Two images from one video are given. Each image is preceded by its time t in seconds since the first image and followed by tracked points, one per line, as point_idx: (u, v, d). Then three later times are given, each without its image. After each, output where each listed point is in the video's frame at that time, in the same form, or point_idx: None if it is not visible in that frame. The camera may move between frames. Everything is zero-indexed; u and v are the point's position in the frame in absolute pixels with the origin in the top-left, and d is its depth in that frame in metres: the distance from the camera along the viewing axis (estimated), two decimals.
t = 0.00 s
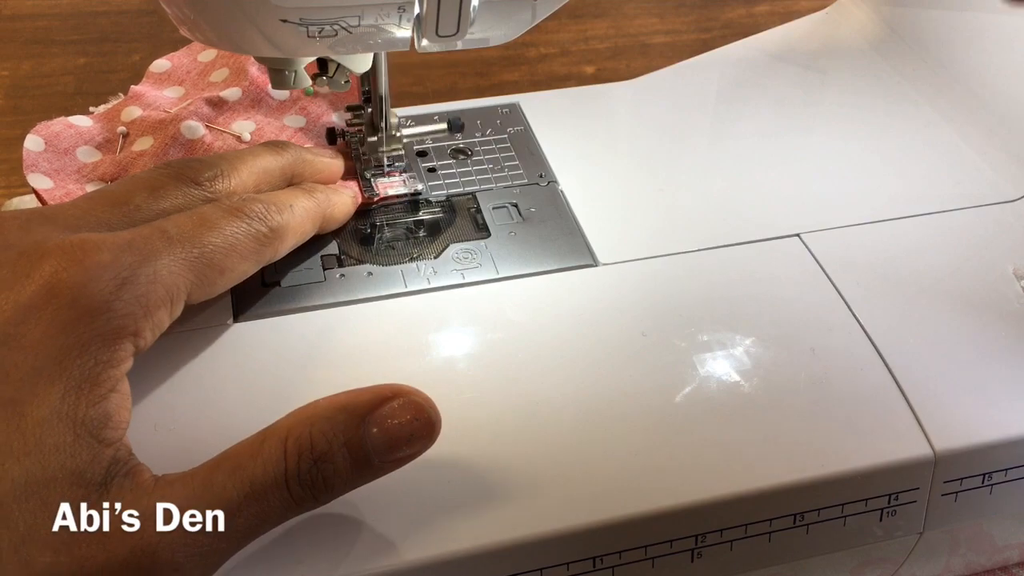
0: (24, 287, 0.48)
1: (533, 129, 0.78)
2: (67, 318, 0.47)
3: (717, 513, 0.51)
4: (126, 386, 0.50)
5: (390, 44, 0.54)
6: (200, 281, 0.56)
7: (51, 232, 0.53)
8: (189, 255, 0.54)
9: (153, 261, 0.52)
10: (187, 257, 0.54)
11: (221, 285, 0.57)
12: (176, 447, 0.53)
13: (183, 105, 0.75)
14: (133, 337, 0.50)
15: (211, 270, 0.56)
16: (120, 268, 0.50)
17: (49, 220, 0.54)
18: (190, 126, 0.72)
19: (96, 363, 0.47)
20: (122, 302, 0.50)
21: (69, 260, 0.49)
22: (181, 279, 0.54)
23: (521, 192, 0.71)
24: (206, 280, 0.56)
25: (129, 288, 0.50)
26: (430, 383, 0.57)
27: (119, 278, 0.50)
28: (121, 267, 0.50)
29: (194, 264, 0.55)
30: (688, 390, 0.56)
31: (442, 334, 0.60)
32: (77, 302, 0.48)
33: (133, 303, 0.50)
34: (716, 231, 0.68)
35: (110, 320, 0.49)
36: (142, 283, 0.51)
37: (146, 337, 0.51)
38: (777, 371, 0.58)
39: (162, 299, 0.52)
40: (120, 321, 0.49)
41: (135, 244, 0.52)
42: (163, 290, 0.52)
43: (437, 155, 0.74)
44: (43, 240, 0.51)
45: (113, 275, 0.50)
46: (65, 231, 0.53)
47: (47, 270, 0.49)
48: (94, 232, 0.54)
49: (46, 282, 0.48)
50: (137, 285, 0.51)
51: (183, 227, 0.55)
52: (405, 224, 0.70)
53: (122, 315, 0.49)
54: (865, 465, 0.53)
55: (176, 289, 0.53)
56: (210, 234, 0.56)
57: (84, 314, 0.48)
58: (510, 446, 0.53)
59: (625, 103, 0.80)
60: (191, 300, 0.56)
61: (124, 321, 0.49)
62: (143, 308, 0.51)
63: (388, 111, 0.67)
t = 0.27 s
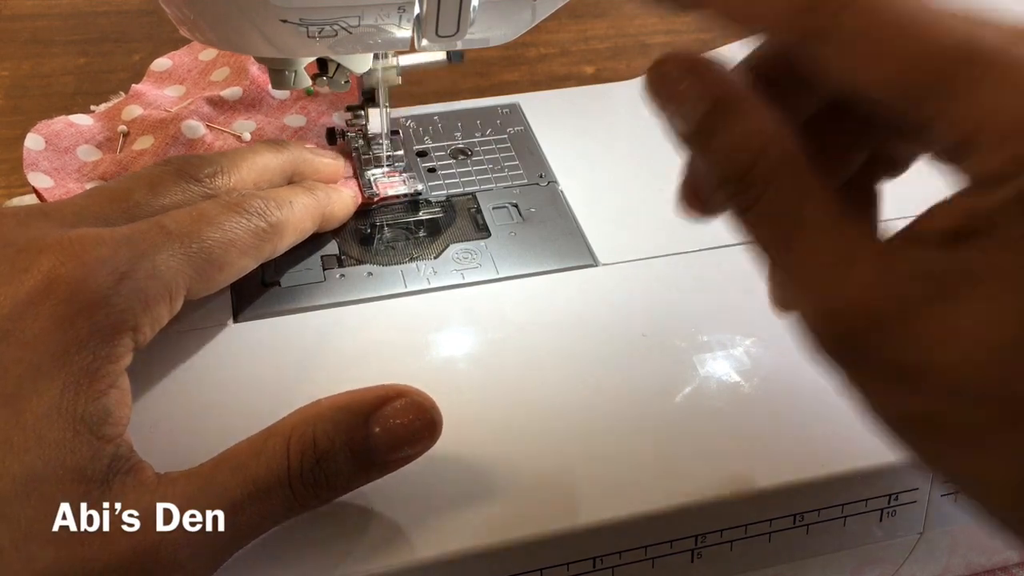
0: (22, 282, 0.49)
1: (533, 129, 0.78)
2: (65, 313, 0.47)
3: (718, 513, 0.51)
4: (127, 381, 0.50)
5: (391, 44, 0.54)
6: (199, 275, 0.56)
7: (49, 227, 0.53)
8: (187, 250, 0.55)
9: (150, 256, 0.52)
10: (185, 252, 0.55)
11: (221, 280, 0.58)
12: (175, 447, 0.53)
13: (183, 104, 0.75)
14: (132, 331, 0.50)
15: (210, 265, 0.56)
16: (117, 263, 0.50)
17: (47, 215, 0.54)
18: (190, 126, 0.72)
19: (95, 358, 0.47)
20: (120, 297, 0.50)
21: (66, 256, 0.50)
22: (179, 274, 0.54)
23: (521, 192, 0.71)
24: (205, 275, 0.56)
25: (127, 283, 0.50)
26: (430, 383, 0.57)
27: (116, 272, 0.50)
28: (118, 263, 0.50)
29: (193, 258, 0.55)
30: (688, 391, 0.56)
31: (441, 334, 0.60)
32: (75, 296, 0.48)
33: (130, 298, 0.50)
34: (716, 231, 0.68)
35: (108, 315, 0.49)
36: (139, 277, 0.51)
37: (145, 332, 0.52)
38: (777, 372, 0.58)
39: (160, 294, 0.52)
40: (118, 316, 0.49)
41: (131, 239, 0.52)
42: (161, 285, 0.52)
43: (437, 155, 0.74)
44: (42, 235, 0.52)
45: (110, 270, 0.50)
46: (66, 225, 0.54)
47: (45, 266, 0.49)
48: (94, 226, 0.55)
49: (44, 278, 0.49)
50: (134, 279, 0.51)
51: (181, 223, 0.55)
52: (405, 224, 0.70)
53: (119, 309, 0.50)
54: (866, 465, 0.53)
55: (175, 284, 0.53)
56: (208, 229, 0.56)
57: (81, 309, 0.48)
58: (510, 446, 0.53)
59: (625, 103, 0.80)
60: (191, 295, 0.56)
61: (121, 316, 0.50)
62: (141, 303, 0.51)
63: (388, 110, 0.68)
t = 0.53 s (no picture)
0: (21, 274, 0.49)
1: (533, 129, 0.78)
2: (63, 306, 0.48)
3: (717, 513, 0.51)
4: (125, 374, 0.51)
5: (390, 44, 0.54)
6: (197, 269, 0.56)
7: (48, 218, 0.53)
8: (185, 244, 0.55)
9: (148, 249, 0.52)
10: (184, 246, 0.55)
11: (219, 274, 0.58)
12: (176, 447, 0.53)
13: (183, 103, 0.75)
14: (130, 323, 0.51)
15: (208, 259, 0.56)
16: (115, 257, 0.51)
17: (45, 207, 0.54)
18: (190, 125, 0.72)
19: (94, 349, 0.48)
20: (117, 290, 0.50)
21: (64, 248, 0.50)
22: (177, 268, 0.54)
23: (521, 192, 0.71)
24: (204, 269, 0.56)
25: (125, 275, 0.51)
26: (429, 383, 0.57)
27: (114, 266, 0.50)
28: (116, 257, 0.51)
29: (191, 253, 0.55)
30: (688, 391, 0.56)
31: (441, 334, 0.60)
32: (73, 289, 0.48)
33: (128, 291, 0.50)
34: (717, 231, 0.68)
35: (106, 308, 0.49)
36: (137, 271, 0.51)
37: (144, 324, 0.52)
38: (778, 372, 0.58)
39: (158, 287, 0.52)
40: (116, 308, 0.50)
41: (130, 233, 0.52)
42: (160, 278, 0.52)
43: (437, 155, 0.74)
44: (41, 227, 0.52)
45: (108, 264, 0.50)
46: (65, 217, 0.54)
47: (43, 258, 0.49)
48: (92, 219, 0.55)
49: (43, 270, 0.49)
50: (132, 272, 0.51)
51: (179, 217, 0.55)
52: (405, 224, 0.69)
53: (117, 302, 0.50)
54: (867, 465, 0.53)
55: (173, 278, 0.54)
56: (207, 224, 0.57)
57: (79, 302, 0.48)
58: (510, 446, 0.53)
59: (625, 103, 0.80)
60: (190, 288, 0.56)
61: (118, 308, 0.50)
62: (140, 296, 0.51)
63: (387, 108, 0.68)
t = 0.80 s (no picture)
0: (22, 267, 0.49)
1: (533, 129, 0.78)
2: (63, 296, 0.48)
3: (717, 513, 0.51)
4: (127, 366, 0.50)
5: (391, 44, 0.54)
6: (198, 261, 0.56)
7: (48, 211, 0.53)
8: (186, 236, 0.55)
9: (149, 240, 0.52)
10: (184, 237, 0.55)
11: (220, 266, 0.58)
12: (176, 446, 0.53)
13: (183, 101, 0.75)
14: (131, 314, 0.50)
15: (208, 252, 0.56)
16: (116, 248, 0.51)
17: (46, 200, 0.54)
18: (190, 122, 0.72)
19: (94, 341, 0.48)
20: (118, 281, 0.50)
21: (65, 240, 0.50)
22: (178, 259, 0.54)
23: (521, 192, 0.71)
24: (204, 261, 0.56)
25: (126, 266, 0.50)
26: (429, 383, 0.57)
27: (114, 256, 0.50)
28: (116, 247, 0.50)
29: (192, 244, 0.55)
30: (688, 391, 0.56)
31: (441, 334, 0.60)
32: (73, 280, 0.48)
33: (129, 282, 0.50)
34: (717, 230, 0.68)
35: (106, 298, 0.49)
36: (138, 261, 0.51)
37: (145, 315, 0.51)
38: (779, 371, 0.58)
39: (159, 277, 0.52)
40: (117, 299, 0.49)
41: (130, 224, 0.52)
42: (160, 268, 0.52)
43: (438, 155, 0.74)
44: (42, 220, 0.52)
45: (108, 255, 0.50)
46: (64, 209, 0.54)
47: (45, 250, 0.49)
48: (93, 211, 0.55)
49: (44, 263, 0.49)
50: (133, 263, 0.51)
51: (180, 209, 0.55)
52: (405, 224, 0.69)
53: (118, 292, 0.50)
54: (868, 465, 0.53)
55: (174, 269, 0.54)
56: (208, 216, 0.57)
57: (79, 293, 0.48)
58: (511, 446, 0.53)
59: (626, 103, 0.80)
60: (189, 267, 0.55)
61: (118, 298, 0.49)
62: (141, 286, 0.51)
63: (387, 108, 0.68)
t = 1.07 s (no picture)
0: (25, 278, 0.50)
1: (533, 129, 0.78)
2: (68, 308, 0.49)
3: (718, 513, 0.51)
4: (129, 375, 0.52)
5: (391, 44, 0.54)
6: (200, 268, 0.57)
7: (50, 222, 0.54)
8: (188, 242, 0.56)
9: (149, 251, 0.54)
10: (185, 244, 0.56)
11: (223, 270, 0.59)
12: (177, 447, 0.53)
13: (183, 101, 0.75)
14: (135, 325, 0.52)
15: (210, 256, 0.58)
16: (118, 260, 0.52)
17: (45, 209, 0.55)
18: (189, 122, 0.72)
19: (99, 352, 0.49)
20: (122, 293, 0.51)
21: (68, 251, 0.51)
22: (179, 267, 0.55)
23: (521, 192, 0.71)
24: (207, 267, 0.58)
25: (129, 278, 0.52)
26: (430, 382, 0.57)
27: (117, 269, 0.52)
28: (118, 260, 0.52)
29: (193, 251, 0.57)
30: (688, 391, 0.57)
31: (441, 334, 0.60)
32: (77, 292, 0.50)
33: (133, 293, 0.52)
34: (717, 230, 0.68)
35: (111, 310, 0.51)
36: (140, 272, 0.53)
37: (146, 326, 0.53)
38: (780, 370, 0.58)
39: (161, 287, 0.54)
40: (121, 311, 0.51)
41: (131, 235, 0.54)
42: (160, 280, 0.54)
43: (437, 155, 0.74)
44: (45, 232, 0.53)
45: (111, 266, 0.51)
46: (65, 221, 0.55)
47: (48, 262, 0.51)
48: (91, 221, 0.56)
49: (48, 274, 0.50)
50: (135, 273, 0.52)
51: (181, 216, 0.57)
52: (405, 224, 0.69)
53: (122, 305, 0.51)
54: (869, 465, 0.53)
55: (176, 277, 0.55)
56: (208, 221, 0.58)
57: (84, 305, 0.50)
58: (510, 446, 0.53)
59: (625, 103, 0.80)
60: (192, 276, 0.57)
61: (124, 310, 0.51)
62: (142, 297, 0.53)
63: (387, 108, 0.68)
